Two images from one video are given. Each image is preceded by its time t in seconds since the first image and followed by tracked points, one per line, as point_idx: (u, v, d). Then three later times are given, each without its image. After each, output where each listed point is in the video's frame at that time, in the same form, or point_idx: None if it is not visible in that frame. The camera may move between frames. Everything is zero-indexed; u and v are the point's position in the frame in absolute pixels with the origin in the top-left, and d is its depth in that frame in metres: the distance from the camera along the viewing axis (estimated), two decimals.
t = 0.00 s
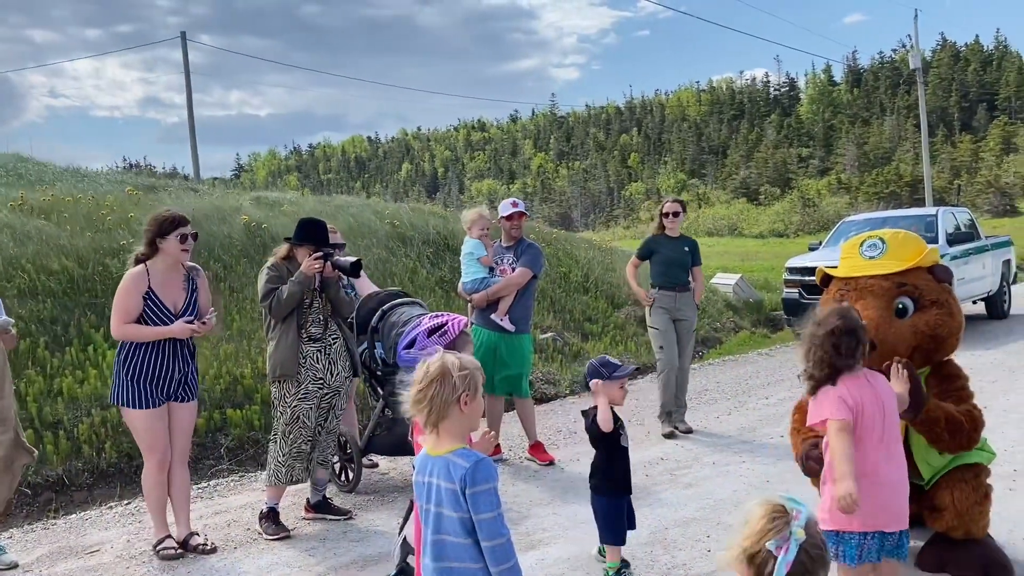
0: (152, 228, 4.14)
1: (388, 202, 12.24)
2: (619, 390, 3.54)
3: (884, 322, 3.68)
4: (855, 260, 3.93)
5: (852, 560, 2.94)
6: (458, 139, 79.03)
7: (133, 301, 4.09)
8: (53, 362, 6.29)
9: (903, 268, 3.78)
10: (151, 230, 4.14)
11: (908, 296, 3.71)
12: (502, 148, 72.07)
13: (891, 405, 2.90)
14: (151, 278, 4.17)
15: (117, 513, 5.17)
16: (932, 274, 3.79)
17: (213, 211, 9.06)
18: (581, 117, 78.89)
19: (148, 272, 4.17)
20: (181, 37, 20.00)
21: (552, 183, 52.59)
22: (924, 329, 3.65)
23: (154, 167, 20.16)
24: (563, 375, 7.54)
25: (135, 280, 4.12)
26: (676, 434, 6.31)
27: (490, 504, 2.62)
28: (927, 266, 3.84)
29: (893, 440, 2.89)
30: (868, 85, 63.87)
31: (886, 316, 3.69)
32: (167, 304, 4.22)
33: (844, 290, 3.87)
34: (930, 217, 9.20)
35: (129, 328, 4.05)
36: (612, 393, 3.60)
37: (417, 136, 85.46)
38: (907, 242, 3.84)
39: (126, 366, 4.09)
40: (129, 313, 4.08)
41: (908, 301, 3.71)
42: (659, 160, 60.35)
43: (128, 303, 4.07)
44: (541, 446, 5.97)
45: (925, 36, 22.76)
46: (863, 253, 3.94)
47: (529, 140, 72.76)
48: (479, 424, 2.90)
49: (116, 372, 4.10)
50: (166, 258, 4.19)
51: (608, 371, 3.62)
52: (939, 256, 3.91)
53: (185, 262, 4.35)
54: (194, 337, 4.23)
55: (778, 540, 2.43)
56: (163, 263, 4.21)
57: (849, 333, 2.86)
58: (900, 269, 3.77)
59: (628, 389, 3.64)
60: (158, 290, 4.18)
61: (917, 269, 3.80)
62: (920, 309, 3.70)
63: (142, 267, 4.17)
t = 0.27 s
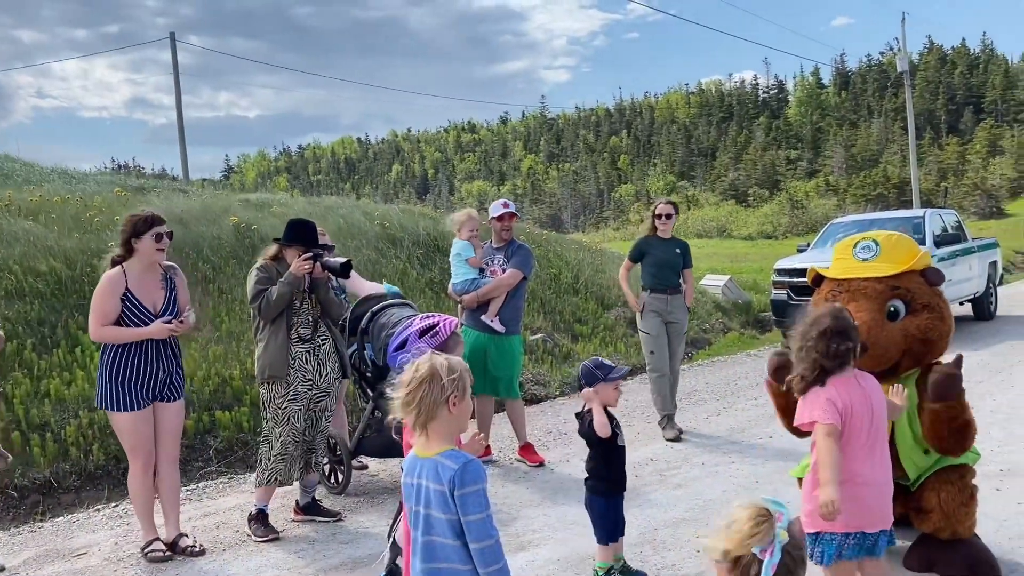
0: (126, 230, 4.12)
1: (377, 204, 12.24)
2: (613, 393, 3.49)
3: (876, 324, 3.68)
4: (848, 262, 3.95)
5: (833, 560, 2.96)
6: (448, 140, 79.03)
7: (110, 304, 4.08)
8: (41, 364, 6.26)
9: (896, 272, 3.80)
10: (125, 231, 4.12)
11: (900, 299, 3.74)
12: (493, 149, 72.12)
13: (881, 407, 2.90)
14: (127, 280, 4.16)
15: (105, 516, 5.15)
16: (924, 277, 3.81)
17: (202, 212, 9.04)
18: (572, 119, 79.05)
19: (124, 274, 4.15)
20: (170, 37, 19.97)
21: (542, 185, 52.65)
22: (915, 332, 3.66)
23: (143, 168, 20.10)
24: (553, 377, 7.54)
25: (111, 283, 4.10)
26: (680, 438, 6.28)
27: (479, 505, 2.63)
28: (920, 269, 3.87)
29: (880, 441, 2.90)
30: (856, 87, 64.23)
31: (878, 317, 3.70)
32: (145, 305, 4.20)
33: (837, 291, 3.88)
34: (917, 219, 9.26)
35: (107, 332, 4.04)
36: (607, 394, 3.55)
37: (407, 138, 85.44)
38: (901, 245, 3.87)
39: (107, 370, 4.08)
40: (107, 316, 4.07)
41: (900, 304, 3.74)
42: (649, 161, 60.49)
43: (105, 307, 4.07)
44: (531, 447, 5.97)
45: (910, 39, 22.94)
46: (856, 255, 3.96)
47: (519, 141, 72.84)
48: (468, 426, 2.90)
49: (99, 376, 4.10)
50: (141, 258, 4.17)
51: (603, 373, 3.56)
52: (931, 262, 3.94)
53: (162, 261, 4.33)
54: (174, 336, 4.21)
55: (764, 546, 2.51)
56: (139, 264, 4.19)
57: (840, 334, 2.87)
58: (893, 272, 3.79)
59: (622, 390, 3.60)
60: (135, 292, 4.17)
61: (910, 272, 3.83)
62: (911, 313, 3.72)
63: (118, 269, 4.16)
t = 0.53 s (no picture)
0: (106, 231, 4.08)
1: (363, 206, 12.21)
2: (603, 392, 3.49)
3: (867, 324, 3.69)
4: (842, 261, 3.96)
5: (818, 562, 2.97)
6: (436, 143, 79.01)
7: (93, 305, 4.04)
8: (24, 366, 6.21)
9: (890, 274, 3.81)
10: (106, 231, 4.08)
11: (892, 300, 3.76)
12: (481, 152, 72.12)
13: (866, 410, 2.91)
14: (110, 280, 4.12)
15: (90, 520, 5.11)
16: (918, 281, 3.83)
17: (188, 214, 9.00)
18: (560, 122, 79.20)
19: (106, 275, 4.12)
20: (156, 40, 19.86)
21: (530, 188, 52.72)
22: (904, 333, 3.68)
23: (127, 170, 19.97)
24: (541, 379, 7.54)
25: (94, 284, 4.07)
26: (668, 441, 6.29)
27: (467, 508, 2.61)
28: (913, 272, 3.88)
29: (866, 444, 2.91)
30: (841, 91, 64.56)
31: (868, 317, 3.71)
32: (129, 304, 4.17)
33: (829, 290, 3.90)
34: (903, 221, 9.32)
35: (92, 333, 4.01)
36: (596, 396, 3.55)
37: (395, 140, 85.38)
38: (895, 248, 3.88)
39: (91, 372, 4.04)
40: (90, 317, 4.03)
41: (891, 305, 3.75)
42: (636, 164, 60.67)
43: (88, 308, 4.02)
44: (519, 449, 5.96)
45: (894, 43, 23.13)
46: (850, 254, 3.97)
47: (507, 144, 72.89)
48: (456, 428, 2.88)
49: (83, 378, 4.06)
50: (123, 259, 4.14)
51: (591, 374, 3.56)
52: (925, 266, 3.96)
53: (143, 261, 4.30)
54: (160, 335, 4.19)
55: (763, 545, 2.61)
56: (121, 265, 4.16)
57: (829, 336, 2.87)
58: (887, 274, 3.80)
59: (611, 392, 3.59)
60: (118, 292, 4.14)
61: (903, 274, 3.84)
62: (902, 315, 3.74)
63: (99, 270, 4.12)
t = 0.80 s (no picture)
0: (92, 235, 4.06)
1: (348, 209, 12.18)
2: (593, 396, 3.49)
3: (853, 328, 3.71)
4: (830, 265, 3.97)
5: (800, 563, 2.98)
6: (423, 146, 78.95)
7: (82, 308, 4.01)
8: (6, 372, 6.15)
9: (878, 279, 3.82)
10: (91, 235, 4.06)
11: (880, 305, 3.76)
12: (468, 156, 72.07)
13: (850, 414, 2.89)
14: (98, 283, 4.10)
15: (72, 526, 5.06)
16: (906, 286, 3.83)
17: (171, 217, 8.94)
18: (547, 125, 79.31)
19: (94, 279, 4.09)
20: (139, 41, 19.73)
21: (517, 191, 52.75)
22: (890, 338, 3.68)
23: (109, 174, 19.84)
24: (527, 383, 7.53)
25: (82, 287, 4.04)
26: (655, 444, 6.32)
27: (452, 514, 2.60)
28: (901, 277, 3.88)
29: (850, 447, 2.89)
30: (826, 95, 64.97)
31: (854, 322, 3.72)
32: (118, 305, 4.14)
33: (817, 294, 3.92)
34: (886, 225, 9.38)
35: (83, 336, 3.98)
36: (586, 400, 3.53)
37: (382, 144, 85.24)
38: (883, 253, 3.88)
39: (81, 375, 4.01)
40: (80, 320, 4.00)
41: (877, 310, 3.75)
42: (623, 167, 60.82)
43: (77, 311, 4.00)
44: (506, 453, 5.95)
45: (877, 47, 23.27)
46: (839, 259, 3.98)
47: (494, 148, 72.90)
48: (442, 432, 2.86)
49: (72, 382, 4.02)
50: (110, 261, 4.11)
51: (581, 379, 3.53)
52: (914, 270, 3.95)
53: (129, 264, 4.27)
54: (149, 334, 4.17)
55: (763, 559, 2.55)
56: (108, 268, 4.13)
57: (815, 341, 2.84)
58: (873, 279, 3.81)
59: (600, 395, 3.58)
60: (107, 294, 4.11)
61: (890, 280, 3.84)
62: (888, 319, 3.75)
63: (87, 274, 4.09)
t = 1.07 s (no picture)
0: (87, 239, 4.04)
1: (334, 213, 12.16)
2: (583, 401, 3.47)
3: (844, 337, 3.59)
4: (840, 268, 3.79)
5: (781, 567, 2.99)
6: (411, 151, 79.02)
7: (78, 309, 4.00)
8: None
9: (882, 292, 3.63)
10: (86, 239, 4.05)
11: (877, 318, 3.60)
12: (456, 161, 72.13)
13: (826, 420, 2.87)
14: (93, 286, 4.09)
15: (55, 534, 5.02)
16: (910, 304, 3.64)
17: (157, 222, 8.91)
18: (535, 130, 79.50)
19: (89, 282, 4.08)
20: (124, 46, 19.66)
21: (504, 197, 52.86)
22: (881, 353, 3.55)
23: (95, 178, 19.75)
24: (515, 387, 7.53)
25: (77, 289, 4.02)
26: (641, 448, 6.33)
27: (437, 521, 2.61)
28: (909, 294, 3.69)
29: (825, 453, 2.88)
30: (811, 100, 65.44)
31: (847, 330, 3.59)
32: (114, 307, 4.14)
33: (819, 294, 3.76)
34: (871, 229, 9.45)
35: (82, 336, 3.97)
36: (576, 406, 3.50)
37: (370, 149, 85.22)
38: (896, 266, 3.67)
39: (78, 377, 3.99)
40: (76, 321, 3.99)
41: (874, 322, 3.60)
42: (611, 172, 61.03)
43: (74, 312, 3.98)
44: (493, 458, 5.95)
45: (861, 52, 23.44)
46: (850, 263, 3.78)
47: (482, 153, 73.01)
48: (427, 439, 2.86)
49: (68, 384, 4.00)
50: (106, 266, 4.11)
51: (569, 384, 3.52)
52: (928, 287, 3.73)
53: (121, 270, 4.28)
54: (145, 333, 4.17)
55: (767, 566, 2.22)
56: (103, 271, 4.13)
57: (797, 347, 2.83)
58: (877, 292, 3.62)
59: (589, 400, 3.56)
60: (103, 296, 4.11)
61: (897, 295, 3.65)
62: (884, 334, 3.59)
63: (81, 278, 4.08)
